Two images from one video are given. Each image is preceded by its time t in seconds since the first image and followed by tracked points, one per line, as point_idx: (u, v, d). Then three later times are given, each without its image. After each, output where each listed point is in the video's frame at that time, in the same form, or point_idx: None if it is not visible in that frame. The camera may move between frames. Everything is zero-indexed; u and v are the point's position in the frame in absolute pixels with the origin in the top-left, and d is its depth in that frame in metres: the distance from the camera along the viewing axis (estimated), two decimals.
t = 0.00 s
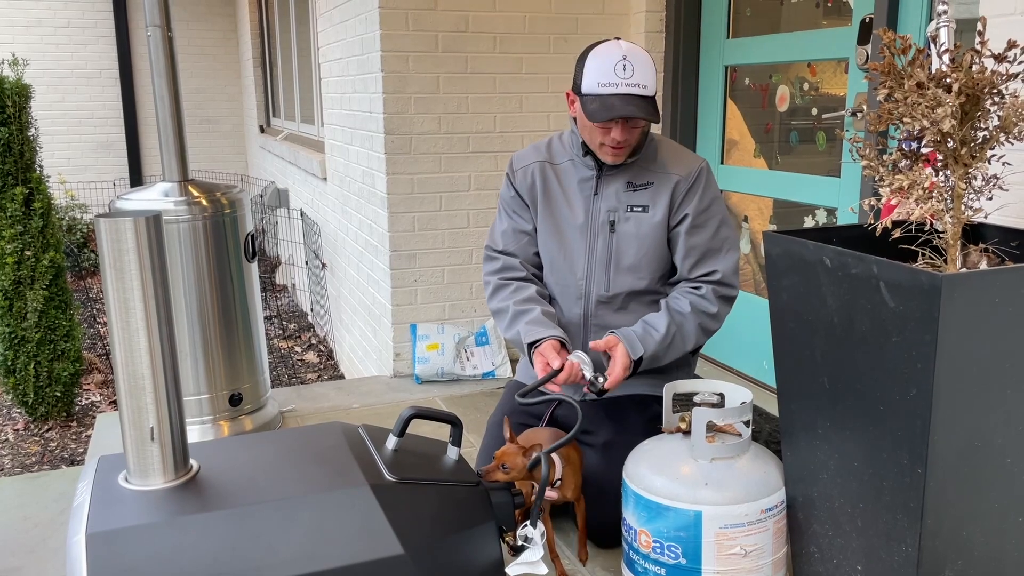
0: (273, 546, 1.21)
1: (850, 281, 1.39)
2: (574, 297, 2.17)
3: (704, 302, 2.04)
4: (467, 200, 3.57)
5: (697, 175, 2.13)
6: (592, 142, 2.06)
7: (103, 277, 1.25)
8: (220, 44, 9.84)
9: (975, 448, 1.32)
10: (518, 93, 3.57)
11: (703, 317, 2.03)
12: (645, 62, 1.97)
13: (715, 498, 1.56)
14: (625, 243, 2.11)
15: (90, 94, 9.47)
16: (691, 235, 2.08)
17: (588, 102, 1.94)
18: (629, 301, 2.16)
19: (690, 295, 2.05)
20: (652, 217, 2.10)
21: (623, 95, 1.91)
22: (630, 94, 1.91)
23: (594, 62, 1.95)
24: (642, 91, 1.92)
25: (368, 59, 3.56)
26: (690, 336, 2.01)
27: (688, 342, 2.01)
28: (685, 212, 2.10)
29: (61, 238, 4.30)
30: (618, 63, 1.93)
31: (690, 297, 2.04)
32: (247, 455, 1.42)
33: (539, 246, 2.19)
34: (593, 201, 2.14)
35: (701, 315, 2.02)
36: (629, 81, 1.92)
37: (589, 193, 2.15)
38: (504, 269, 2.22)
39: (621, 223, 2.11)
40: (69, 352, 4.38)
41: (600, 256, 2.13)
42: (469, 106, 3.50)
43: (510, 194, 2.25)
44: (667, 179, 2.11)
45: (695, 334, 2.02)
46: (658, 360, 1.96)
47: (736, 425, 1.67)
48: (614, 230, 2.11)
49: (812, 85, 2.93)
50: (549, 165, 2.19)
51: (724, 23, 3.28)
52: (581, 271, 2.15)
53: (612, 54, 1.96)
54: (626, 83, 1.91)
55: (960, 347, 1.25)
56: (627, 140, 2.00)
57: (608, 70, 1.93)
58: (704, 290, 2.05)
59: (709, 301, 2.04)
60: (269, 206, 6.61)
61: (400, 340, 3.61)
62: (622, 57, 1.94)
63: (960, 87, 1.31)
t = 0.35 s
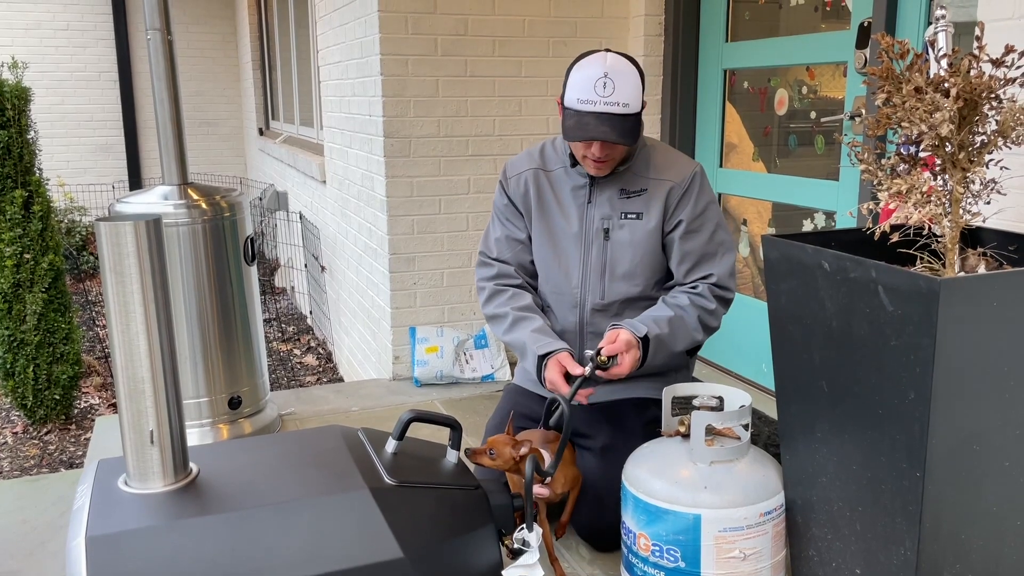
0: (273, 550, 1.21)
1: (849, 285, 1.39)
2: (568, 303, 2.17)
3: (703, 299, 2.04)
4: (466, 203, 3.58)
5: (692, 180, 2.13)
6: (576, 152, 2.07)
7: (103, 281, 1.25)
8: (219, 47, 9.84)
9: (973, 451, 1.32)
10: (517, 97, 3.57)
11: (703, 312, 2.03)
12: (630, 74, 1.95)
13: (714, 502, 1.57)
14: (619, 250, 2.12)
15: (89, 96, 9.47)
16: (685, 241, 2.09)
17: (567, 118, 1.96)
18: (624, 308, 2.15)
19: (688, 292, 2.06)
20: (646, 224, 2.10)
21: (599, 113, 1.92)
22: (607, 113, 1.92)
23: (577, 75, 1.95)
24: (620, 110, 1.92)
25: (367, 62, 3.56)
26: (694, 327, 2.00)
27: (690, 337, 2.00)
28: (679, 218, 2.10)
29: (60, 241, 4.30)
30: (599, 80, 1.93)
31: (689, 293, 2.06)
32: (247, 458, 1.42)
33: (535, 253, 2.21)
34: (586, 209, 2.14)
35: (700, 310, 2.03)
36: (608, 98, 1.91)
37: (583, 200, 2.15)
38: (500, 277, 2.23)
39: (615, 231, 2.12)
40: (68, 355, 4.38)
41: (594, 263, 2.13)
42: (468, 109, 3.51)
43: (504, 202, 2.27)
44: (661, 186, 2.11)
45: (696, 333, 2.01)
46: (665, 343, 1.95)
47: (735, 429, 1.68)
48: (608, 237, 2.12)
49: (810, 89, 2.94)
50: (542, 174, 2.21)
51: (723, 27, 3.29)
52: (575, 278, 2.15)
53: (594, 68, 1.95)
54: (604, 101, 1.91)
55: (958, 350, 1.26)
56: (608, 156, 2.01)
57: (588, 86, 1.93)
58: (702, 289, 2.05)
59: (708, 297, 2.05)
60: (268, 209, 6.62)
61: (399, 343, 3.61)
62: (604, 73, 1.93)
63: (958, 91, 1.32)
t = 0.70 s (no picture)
0: (273, 554, 1.20)
1: (850, 289, 1.39)
2: (569, 305, 2.17)
3: (716, 304, 2.03)
4: (466, 206, 3.58)
5: (695, 183, 2.11)
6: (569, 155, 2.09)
7: (103, 284, 1.25)
8: (219, 51, 9.85)
9: (974, 456, 1.32)
10: (517, 100, 3.58)
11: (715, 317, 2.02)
12: (616, 81, 1.93)
13: (715, 506, 1.56)
14: (620, 252, 2.11)
15: (89, 99, 9.47)
16: (688, 243, 2.07)
17: (551, 123, 1.99)
18: (625, 310, 2.15)
19: (700, 295, 2.05)
20: (647, 227, 2.10)
21: (580, 120, 1.94)
22: (587, 120, 1.93)
23: (564, 81, 1.98)
24: (601, 118, 1.92)
25: (367, 65, 3.57)
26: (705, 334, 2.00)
27: (699, 342, 2.00)
28: (682, 221, 2.09)
29: (60, 244, 4.29)
30: (582, 87, 1.94)
31: (701, 297, 2.04)
32: (247, 462, 1.42)
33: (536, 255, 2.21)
34: (587, 211, 2.14)
35: (713, 316, 2.02)
36: (589, 106, 1.92)
37: (583, 203, 2.15)
38: (495, 275, 2.25)
39: (616, 233, 2.11)
40: (67, 358, 4.37)
41: (595, 265, 2.13)
42: (468, 112, 3.51)
43: (504, 205, 2.27)
44: (662, 189, 2.10)
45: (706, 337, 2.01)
46: (669, 359, 1.96)
47: (736, 433, 1.69)
48: (609, 239, 2.12)
49: (810, 92, 2.94)
50: (543, 176, 2.21)
51: (723, 30, 3.29)
52: (575, 281, 2.15)
53: (580, 75, 1.96)
54: (585, 108, 1.93)
55: (959, 354, 1.26)
56: (596, 163, 2.02)
57: (572, 92, 1.95)
58: (715, 291, 2.05)
59: (721, 301, 2.04)
60: (267, 212, 6.62)
61: (399, 346, 3.61)
62: (588, 81, 1.94)
63: (959, 95, 1.32)
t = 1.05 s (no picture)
0: (270, 555, 1.20)
1: (847, 290, 1.39)
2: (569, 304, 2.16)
3: (705, 301, 2.02)
4: (465, 207, 3.58)
5: (694, 182, 2.11)
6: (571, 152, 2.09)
7: (101, 285, 1.25)
8: (217, 53, 9.85)
9: (972, 457, 1.32)
10: (515, 102, 3.58)
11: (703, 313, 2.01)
12: (616, 75, 1.95)
13: (712, 507, 1.56)
14: (620, 250, 2.12)
15: (88, 101, 9.47)
16: (686, 241, 2.07)
17: (553, 120, 1.99)
18: (624, 308, 2.15)
19: (687, 291, 2.06)
20: (646, 225, 2.10)
21: (584, 113, 1.94)
22: (590, 113, 1.93)
23: (564, 78, 1.99)
24: (604, 110, 1.93)
25: (366, 67, 3.57)
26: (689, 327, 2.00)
27: (687, 336, 2.00)
28: (681, 219, 2.09)
29: (58, 246, 4.29)
30: (583, 81, 1.95)
31: (688, 293, 2.05)
32: (244, 464, 1.42)
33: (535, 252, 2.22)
34: (587, 210, 2.15)
35: (700, 313, 2.01)
36: (592, 99, 1.93)
37: (584, 202, 2.16)
38: (497, 273, 2.25)
39: (616, 231, 2.12)
40: (66, 360, 4.37)
41: (595, 263, 2.13)
42: (467, 114, 3.51)
43: (506, 204, 2.28)
44: (662, 187, 2.10)
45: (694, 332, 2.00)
46: (655, 348, 1.96)
47: (734, 434, 1.69)
48: (609, 237, 2.12)
49: (808, 94, 2.94)
50: (543, 175, 2.22)
51: (722, 32, 3.29)
52: (576, 278, 2.15)
53: (580, 70, 1.97)
54: (588, 101, 1.93)
55: (957, 356, 1.26)
56: (600, 157, 2.02)
57: (573, 87, 1.96)
58: (704, 290, 2.04)
59: (709, 298, 2.03)
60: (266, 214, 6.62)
61: (397, 347, 3.61)
62: (589, 75, 1.95)
63: (955, 97, 1.32)
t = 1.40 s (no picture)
0: (268, 556, 1.20)
1: (844, 290, 1.40)
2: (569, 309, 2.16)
3: (719, 303, 2.05)
4: (463, 208, 3.58)
5: (693, 184, 2.13)
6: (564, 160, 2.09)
7: (100, 287, 1.25)
8: (216, 54, 9.85)
9: (969, 457, 1.32)
10: (514, 103, 3.58)
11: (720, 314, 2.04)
12: (602, 83, 1.94)
13: (711, 507, 1.56)
14: (621, 255, 2.12)
15: (86, 102, 9.47)
16: (689, 243, 2.08)
17: (541, 130, 2.00)
18: (626, 311, 2.16)
19: (700, 295, 2.07)
20: (647, 229, 2.10)
21: (568, 125, 1.94)
22: (575, 124, 1.94)
23: (551, 87, 1.99)
24: (589, 121, 1.93)
25: (364, 68, 3.57)
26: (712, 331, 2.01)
27: (709, 339, 2.01)
28: (682, 221, 2.10)
29: (57, 247, 4.29)
30: (568, 92, 1.94)
31: (702, 297, 2.06)
32: (243, 464, 1.42)
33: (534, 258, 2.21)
34: (587, 216, 2.15)
35: (717, 314, 2.03)
36: (577, 110, 1.93)
37: (583, 208, 2.16)
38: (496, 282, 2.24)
39: (617, 236, 2.12)
40: (65, 361, 4.37)
41: (597, 269, 2.13)
42: (465, 115, 3.51)
43: (503, 212, 2.27)
44: (661, 191, 2.11)
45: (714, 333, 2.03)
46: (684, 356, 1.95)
47: (732, 434, 1.68)
48: (610, 243, 2.12)
49: (806, 95, 2.95)
50: (540, 182, 2.21)
51: (720, 33, 3.30)
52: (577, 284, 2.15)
53: (567, 79, 1.96)
54: (573, 113, 1.93)
55: (954, 356, 1.26)
56: (590, 167, 2.02)
57: (559, 97, 1.95)
58: (715, 290, 2.06)
59: (723, 299, 2.06)
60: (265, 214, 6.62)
61: (396, 348, 3.62)
62: (574, 85, 1.94)
63: (953, 98, 1.33)
